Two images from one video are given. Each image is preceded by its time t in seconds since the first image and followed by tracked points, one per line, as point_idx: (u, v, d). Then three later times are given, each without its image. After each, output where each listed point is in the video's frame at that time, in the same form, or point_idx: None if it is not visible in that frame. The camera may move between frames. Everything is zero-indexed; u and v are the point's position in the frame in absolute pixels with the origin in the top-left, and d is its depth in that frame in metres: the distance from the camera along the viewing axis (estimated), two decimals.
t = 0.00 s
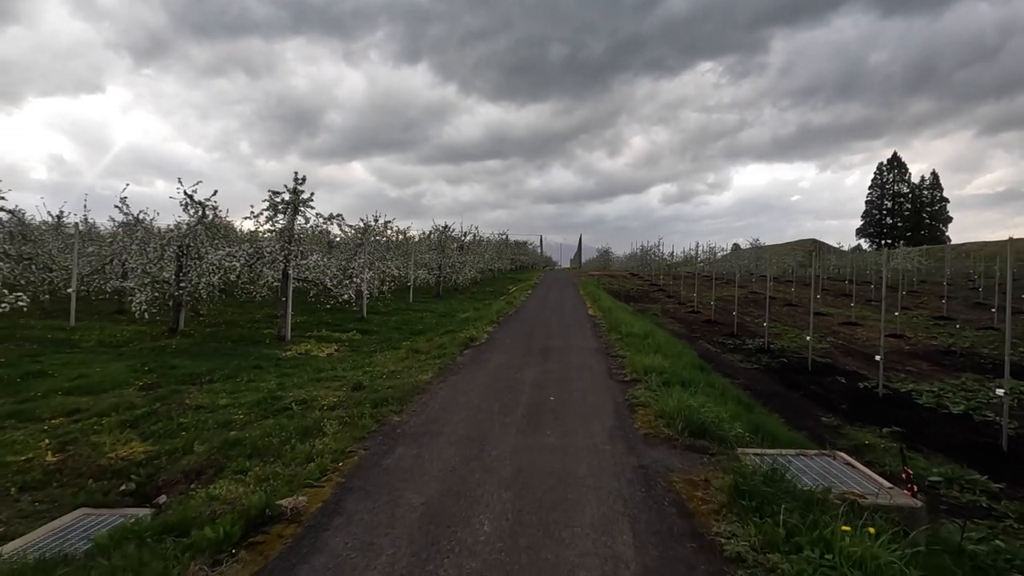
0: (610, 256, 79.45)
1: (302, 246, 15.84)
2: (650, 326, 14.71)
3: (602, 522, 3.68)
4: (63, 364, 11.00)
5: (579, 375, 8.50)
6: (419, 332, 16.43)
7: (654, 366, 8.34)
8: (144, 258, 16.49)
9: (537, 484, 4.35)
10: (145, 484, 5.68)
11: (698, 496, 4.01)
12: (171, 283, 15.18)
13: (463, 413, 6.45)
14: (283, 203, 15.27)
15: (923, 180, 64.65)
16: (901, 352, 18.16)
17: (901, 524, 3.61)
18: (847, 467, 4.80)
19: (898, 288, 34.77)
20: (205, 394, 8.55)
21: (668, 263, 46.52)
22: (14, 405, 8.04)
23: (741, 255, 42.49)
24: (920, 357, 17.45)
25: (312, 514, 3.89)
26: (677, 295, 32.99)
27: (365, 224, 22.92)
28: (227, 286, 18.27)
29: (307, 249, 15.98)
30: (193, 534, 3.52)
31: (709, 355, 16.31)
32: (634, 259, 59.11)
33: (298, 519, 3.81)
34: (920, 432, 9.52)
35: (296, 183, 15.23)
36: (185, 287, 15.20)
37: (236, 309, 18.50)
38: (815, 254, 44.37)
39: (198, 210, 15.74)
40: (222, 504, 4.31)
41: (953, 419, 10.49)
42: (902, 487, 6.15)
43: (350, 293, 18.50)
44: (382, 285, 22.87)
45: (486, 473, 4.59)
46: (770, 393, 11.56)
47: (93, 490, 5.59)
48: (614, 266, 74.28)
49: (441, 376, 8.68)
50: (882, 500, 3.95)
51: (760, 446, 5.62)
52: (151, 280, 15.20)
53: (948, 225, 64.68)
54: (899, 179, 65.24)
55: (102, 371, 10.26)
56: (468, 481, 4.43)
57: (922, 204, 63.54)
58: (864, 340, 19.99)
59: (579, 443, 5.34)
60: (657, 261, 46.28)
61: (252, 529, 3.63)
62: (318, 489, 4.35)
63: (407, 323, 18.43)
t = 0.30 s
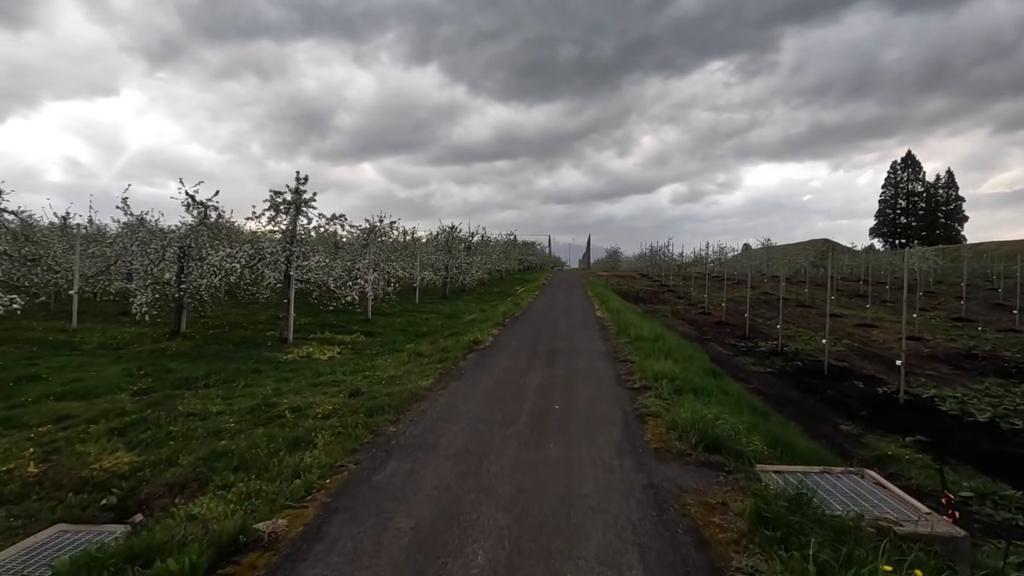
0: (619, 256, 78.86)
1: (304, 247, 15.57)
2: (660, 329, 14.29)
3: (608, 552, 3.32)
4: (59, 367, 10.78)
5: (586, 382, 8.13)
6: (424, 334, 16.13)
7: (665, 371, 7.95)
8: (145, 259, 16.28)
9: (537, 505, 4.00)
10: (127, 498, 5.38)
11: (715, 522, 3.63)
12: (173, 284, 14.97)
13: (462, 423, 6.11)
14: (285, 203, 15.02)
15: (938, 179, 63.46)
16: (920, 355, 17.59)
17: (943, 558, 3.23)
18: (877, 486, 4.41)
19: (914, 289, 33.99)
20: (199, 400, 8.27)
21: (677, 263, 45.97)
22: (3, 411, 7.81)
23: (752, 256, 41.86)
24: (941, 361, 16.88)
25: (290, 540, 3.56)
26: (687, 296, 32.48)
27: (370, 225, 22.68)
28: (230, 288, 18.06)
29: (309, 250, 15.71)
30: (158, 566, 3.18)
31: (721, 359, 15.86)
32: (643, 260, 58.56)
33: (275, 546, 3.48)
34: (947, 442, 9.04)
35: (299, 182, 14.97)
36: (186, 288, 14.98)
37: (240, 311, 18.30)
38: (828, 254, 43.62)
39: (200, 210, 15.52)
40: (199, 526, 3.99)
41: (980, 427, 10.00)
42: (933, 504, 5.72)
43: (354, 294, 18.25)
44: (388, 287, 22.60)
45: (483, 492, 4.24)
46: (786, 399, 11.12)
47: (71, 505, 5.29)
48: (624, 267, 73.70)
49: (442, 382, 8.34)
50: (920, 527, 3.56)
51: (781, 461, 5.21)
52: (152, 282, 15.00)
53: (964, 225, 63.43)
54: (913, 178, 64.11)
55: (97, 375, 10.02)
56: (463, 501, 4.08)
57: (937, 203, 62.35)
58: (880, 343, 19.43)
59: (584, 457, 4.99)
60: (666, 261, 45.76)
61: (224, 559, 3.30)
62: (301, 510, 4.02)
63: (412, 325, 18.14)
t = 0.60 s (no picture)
0: (635, 257, 78.10)
1: (316, 248, 15.39)
2: (680, 332, 13.83)
3: None
4: (67, 371, 10.67)
5: (602, 388, 7.73)
6: (437, 337, 15.86)
7: (687, 378, 7.53)
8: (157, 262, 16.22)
9: (552, 528, 3.64)
10: (121, 511, 5.13)
11: (752, 552, 3.25)
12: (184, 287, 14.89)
13: (472, 433, 5.76)
14: (296, 204, 14.84)
15: (964, 178, 61.71)
16: (951, 360, 16.87)
17: None
18: (931, 510, 3.99)
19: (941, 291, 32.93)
20: (203, 405, 8.03)
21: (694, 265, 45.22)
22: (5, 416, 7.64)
23: (772, 257, 40.99)
24: (974, 366, 16.15)
25: (281, 566, 3.24)
26: (705, 299, 31.84)
27: (383, 227, 22.50)
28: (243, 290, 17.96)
29: (321, 252, 15.52)
30: None
31: (743, 363, 15.33)
32: (659, 261, 57.83)
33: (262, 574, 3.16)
34: (988, 454, 8.49)
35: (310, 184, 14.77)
36: (197, 290, 14.87)
37: (252, 314, 18.19)
38: (850, 255, 42.56)
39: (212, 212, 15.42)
40: (186, 548, 3.69)
41: (1022, 438, 9.41)
42: (983, 525, 5.26)
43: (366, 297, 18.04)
44: (401, 289, 22.37)
45: (494, 513, 3.88)
46: (813, 406, 10.60)
47: (62, 518, 5.04)
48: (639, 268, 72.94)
49: (453, 388, 8.01)
50: (990, 562, 3.14)
51: (818, 480, 4.78)
52: (164, 284, 14.92)
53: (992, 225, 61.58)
54: (937, 177, 62.44)
55: (104, 379, 9.86)
56: (470, 524, 3.73)
57: (963, 203, 60.59)
58: (909, 347, 18.69)
59: (602, 473, 4.61)
60: (683, 263, 45.06)
61: None
62: (296, 533, 3.70)
63: (425, 328, 17.89)
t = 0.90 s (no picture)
0: (657, 261, 77.09)
1: (333, 254, 15.21)
2: (707, 340, 13.28)
3: None
4: (83, 378, 10.58)
5: (628, 402, 7.28)
6: (455, 344, 15.56)
7: (719, 392, 7.05)
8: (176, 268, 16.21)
9: (575, 569, 3.24)
10: (119, 532, 4.85)
11: None
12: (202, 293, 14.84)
13: (488, 451, 5.39)
14: (313, 208, 14.66)
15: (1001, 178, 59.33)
16: (996, 369, 15.95)
17: None
18: (1013, 557, 3.53)
19: (980, 295, 31.53)
20: (214, 416, 7.80)
21: (718, 268, 44.29)
22: (17, 425, 7.50)
23: (799, 261, 39.88)
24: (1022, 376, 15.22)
25: None
26: (730, 303, 31.00)
27: (402, 231, 22.32)
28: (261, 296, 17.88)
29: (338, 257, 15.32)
30: None
31: (773, 372, 14.69)
32: (682, 265, 56.86)
33: None
34: None
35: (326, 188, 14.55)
36: (216, 297, 14.81)
37: (271, 320, 18.13)
38: (882, 259, 41.17)
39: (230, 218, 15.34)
40: None
41: None
42: None
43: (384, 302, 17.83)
44: (419, 294, 22.15)
45: (510, 548, 3.50)
46: (852, 420, 9.98)
47: (56, 540, 4.78)
48: (661, 272, 71.93)
49: (469, 400, 7.64)
50: None
51: (875, 513, 4.28)
52: (182, 290, 14.88)
53: None
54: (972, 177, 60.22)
55: (118, 387, 9.72)
56: (483, 561, 3.36)
57: (1000, 204, 58.22)
58: (950, 355, 17.76)
59: (629, 501, 4.18)
60: (706, 267, 44.17)
61: None
62: (293, 569, 3.37)
63: (444, 334, 17.60)
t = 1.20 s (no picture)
0: (680, 266, 75.88)
1: (350, 259, 15.08)
2: (734, 348, 12.72)
3: None
4: (100, 384, 10.55)
5: (651, 414, 6.85)
6: (473, 350, 15.26)
7: (750, 405, 6.58)
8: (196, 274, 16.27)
9: None
10: (115, 548, 4.62)
11: None
12: (221, 298, 14.84)
13: (501, 467, 5.06)
14: (330, 214, 14.56)
15: None
16: None
17: None
18: None
19: None
20: (223, 424, 7.61)
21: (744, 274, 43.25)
22: (28, 433, 7.41)
23: (829, 265, 38.70)
24: None
25: None
26: (758, 309, 30.13)
27: (421, 236, 22.19)
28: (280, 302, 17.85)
29: (355, 262, 15.19)
30: None
31: (804, 381, 14.03)
32: (707, 271, 55.79)
33: None
34: None
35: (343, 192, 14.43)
36: (235, 303, 14.79)
37: (291, 325, 18.10)
38: (917, 263, 39.67)
39: (249, 224, 15.34)
40: None
41: None
42: None
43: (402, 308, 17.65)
44: (438, 299, 21.96)
45: None
46: (893, 433, 9.35)
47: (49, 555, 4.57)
48: (685, 278, 70.71)
49: (483, 410, 7.30)
50: None
51: (935, 546, 3.80)
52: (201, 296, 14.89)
53: None
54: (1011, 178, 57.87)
55: (133, 393, 9.65)
56: None
57: None
58: (995, 364, 16.80)
59: (654, 528, 3.78)
60: (732, 272, 43.17)
61: None
62: None
63: (463, 340, 17.33)
